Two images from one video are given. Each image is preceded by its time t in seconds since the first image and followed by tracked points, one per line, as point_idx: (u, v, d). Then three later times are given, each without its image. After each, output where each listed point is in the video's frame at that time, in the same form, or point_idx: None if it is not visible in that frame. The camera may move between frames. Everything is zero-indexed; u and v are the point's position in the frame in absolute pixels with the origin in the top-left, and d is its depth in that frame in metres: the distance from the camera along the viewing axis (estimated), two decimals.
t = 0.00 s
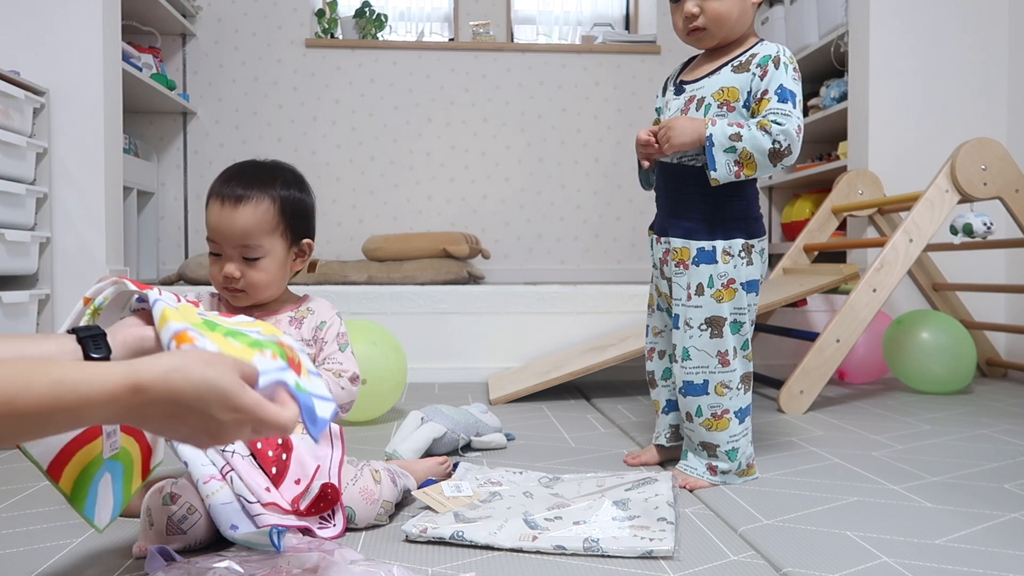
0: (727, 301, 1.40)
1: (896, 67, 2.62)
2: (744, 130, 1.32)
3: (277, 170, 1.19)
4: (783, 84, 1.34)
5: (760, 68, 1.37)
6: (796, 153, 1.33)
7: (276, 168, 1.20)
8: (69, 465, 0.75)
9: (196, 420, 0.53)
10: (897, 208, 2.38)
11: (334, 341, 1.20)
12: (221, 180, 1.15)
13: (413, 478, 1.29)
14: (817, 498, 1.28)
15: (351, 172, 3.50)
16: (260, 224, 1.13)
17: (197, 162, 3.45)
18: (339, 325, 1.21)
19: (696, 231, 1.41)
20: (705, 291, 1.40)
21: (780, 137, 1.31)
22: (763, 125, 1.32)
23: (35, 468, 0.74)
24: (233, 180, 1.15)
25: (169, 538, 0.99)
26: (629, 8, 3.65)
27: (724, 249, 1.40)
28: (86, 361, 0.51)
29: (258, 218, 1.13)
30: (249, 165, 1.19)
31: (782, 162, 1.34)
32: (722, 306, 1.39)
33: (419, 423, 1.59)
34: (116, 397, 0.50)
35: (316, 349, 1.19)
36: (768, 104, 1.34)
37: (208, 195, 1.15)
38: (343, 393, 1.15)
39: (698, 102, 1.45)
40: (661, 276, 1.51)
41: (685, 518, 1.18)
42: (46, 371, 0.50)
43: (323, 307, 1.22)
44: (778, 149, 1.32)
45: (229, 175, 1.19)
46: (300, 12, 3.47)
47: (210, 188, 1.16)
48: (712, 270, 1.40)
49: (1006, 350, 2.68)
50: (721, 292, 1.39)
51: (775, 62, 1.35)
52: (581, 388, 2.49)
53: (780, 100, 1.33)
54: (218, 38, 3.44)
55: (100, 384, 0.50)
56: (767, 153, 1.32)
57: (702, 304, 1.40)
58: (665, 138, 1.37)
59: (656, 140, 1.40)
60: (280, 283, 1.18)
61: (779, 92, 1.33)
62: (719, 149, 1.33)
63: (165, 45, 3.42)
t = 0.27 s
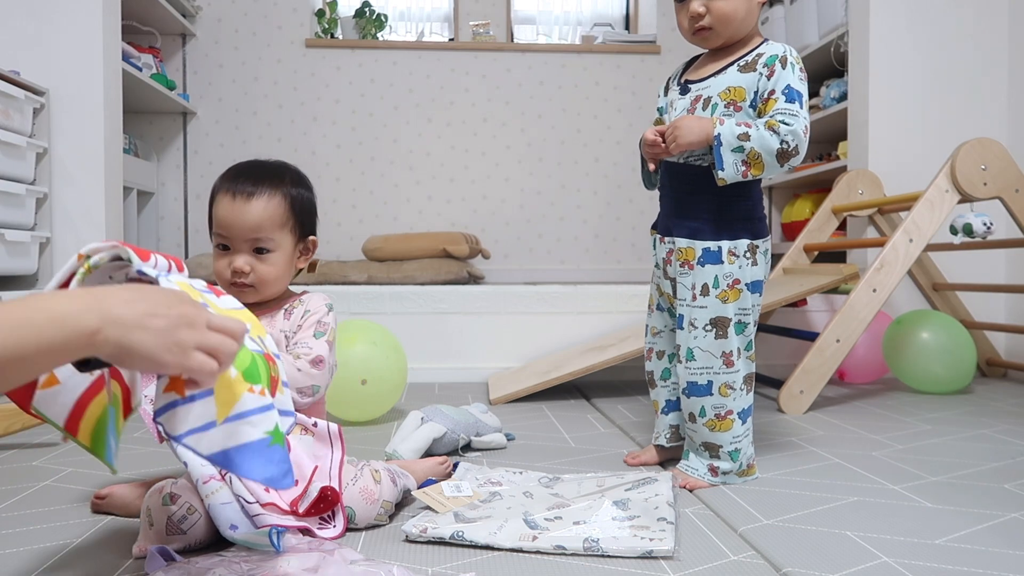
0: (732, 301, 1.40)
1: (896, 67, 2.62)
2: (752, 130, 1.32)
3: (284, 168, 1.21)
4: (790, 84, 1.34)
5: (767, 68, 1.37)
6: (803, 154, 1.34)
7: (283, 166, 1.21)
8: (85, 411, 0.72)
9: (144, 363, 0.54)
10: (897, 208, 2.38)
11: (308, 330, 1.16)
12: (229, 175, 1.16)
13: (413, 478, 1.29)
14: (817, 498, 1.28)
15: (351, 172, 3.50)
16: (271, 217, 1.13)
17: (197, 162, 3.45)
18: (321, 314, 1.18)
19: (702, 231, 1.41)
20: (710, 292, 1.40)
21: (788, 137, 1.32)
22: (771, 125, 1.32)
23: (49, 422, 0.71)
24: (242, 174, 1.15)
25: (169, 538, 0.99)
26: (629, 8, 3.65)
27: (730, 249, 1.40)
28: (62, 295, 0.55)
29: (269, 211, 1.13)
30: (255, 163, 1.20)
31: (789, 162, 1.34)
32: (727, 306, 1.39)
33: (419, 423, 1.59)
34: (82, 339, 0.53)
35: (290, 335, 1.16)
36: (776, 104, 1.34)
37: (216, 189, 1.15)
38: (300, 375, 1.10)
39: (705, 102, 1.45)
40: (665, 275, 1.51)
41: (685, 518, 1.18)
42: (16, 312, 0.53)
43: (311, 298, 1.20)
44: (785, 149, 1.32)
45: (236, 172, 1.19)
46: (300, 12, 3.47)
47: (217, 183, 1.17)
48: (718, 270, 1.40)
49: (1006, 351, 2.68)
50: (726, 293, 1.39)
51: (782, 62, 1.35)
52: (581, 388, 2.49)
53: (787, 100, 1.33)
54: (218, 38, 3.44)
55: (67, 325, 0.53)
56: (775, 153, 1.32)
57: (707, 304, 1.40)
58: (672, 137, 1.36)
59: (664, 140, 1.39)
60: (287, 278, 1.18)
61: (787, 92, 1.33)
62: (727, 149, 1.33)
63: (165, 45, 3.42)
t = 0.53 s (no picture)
0: (734, 302, 1.40)
1: (896, 67, 2.62)
2: (755, 130, 1.32)
3: (287, 168, 1.21)
4: (792, 84, 1.34)
5: (769, 68, 1.37)
6: (806, 154, 1.34)
7: (286, 166, 1.22)
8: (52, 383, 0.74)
9: (131, 337, 0.56)
10: (897, 208, 2.38)
11: (301, 326, 1.16)
12: (233, 172, 1.16)
13: (413, 478, 1.29)
14: (817, 498, 1.27)
15: (351, 172, 3.50)
16: (274, 213, 1.14)
17: (197, 162, 3.45)
18: (316, 311, 1.18)
19: (705, 232, 1.41)
20: (713, 292, 1.40)
21: (791, 137, 1.31)
22: (774, 125, 1.32)
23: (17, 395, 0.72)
24: (246, 171, 1.16)
25: (168, 538, 0.99)
26: (630, 8, 3.65)
27: (732, 249, 1.40)
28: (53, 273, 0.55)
29: (273, 207, 1.14)
30: (258, 162, 1.21)
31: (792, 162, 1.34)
32: (730, 307, 1.40)
33: (419, 423, 1.59)
34: (75, 311, 0.54)
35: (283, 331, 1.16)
36: (778, 104, 1.34)
37: (219, 186, 1.15)
38: (286, 372, 1.10)
39: (707, 102, 1.45)
40: (666, 276, 1.50)
41: (685, 518, 1.18)
42: (13, 286, 0.53)
43: (308, 297, 1.20)
44: (788, 149, 1.32)
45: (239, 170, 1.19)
46: (300, 12, 3.47)
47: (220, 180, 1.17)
48: (720, 270, 1.40)
49: (1006, 350, 2.68)
50: (729, 293, 1.39)
51: (785, 62, 1.35)
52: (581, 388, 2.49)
53: (790, 100, 1.33)
54: (218, 38, 3.44)
55: (61, 298, 0.54)
56: (778, 153, 1.32)
57: (710, 305, 1.40)
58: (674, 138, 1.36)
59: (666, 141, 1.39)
60: (288, 275, 1.18)
61: (789, 92, 1.33)
62: (730, 150, 1.32)
63: (165, 45, 3.42)
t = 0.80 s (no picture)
0: (728, 301, 1.40)
1: (896, 68, 2.62)
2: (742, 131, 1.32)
3: (294, 168, 1.22)
4: (782, 84, 1.34)
5: (759, 69, 1.37)
6: (794, 154, 1.33)
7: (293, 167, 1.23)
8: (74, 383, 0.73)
9: (131, 349, 0.55)
10: (897, 208, 2.38)
11: (305, 327, 1.16)
12: (241, 170, 1.17)
13: (413, 478, 1.29)
14: (818, 498, 1.27)
15: (351, 172, 3.50)
16: (282, 210, 1.14)
17: (197, 162, 3.45)
18: (319, 313, 1.18)
19: (696, 232, 1.41)
20: (706, 292, 1.40)
21: (777, 138, 1.31)
22: (761, 126, 1.32)
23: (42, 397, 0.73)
24: (254, 169, 1.16)
25: (168, 538, 0.99)
26: (629, 8, 3.65)
27: (725, 249, 1.40)
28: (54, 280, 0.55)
29: (280, 203, 1.14)
30: (266, 162, 1.21)
31: (780, 163, 1.34)
32: (723, 306, 1.40)
33: (419, 423, 1.59)
34: (76, 321, 0.53)
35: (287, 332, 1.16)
36: (767, 104, 1.34)
37: (227, 183, 1.16)
38: (291, 374, 1.10)
39: (698, 103, 1.45)
40: (662, 277, 1.51)
41: (685, 518, 1.18)
42: (14, 293, 0.53)
43: (312, 297, 1.20)
44: (776, 150, 1.32)
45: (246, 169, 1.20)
46: (300, 12, 3.47)
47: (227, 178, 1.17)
48: (713, 270, 1.40)
49: (1006, 350, 2.68)
50: (722, 293, 1.39)
51: (775, 62, 1.35)
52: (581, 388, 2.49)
53: (779, 100, 1.33)
54: (218, 38, 3.44)
55: (61, 308, 0.53)
56: (764, 154, 1.32)
57: (704, 305, 1.40)
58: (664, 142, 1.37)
59: (656, 142, 1.40)
60: (293, 273, 1.18)
61: (778, 93, 1.33)
62: (718, 151, 1.33)
63: (165, 45, 3.42)
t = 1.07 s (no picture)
0: (724, 301, 1.39)
1: (896, 68, 2.62)
2: (731, 130, 1.32)
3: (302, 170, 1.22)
4: (771, 81, 1.33)
5: (749, 67, 1.37)
6: (785, 150, 1.33)
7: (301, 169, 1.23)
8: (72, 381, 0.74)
9: (138, 355, 0.55)
10: (897, 208, 2.38)
11: (308, 328, 1.15)
12: (249, 169, 1.17)
13: (413, 478, 1.29)
14: (818, 498, 1.27)
15: (351, 172, 3.50)
16: (290, 209, 1.14)
17: (197, 162, 3.45)
18: (323, 314, 1.18)
19: (691, 232, 1.41)
20: (702, 292, 1.40)
21: (767, 135, 1.31)
22: (751, 124, 1.32)
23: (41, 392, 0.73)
24: (263, 168, 1.17)
25: (169, 538, 0.99)
26: (629, 8, 3.65)
27: (719, 249, 1.40)
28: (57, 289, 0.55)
29: (289, 202, 1.14)
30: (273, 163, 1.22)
31: (772, 160, 1.34)
32: (719, 306, 1.39)
33: (419, 423, 1.59)
34: (79, 329, 0.53)
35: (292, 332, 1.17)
36: (757, 102, 1.34)
37: (235, 181, 1.16)
38: (295, 375, 1.10)
39: (689, 103, 1.45)
40: (659, 278, 1.51)
41: (685, 518, 1.18)
42: (16, 301, 0.53)
43: (315, 298, 1.20)
44: (766, 147, 1.32)
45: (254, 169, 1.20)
46: (300, 12, 3.47)
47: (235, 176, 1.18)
48: (708, 270, 1.40)
49: (1006, 350, 2.68)
50: (717, 292, 1.39)
51: (763, 60, 1.35)
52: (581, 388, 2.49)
53: (768, 97, 1.33)
54: (218, 38, 3.44)
55: (65, 316, 0.53)
56: (755, 151, 1.32)
57: (699, 304, 1.40)
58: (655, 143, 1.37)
59: (648, 143, 1.40)
60: (298, 272, 1.18)
61: (768, 90, 1.33)
62: (708, 151, 1.32)
63: (165, 45, 3.42)
